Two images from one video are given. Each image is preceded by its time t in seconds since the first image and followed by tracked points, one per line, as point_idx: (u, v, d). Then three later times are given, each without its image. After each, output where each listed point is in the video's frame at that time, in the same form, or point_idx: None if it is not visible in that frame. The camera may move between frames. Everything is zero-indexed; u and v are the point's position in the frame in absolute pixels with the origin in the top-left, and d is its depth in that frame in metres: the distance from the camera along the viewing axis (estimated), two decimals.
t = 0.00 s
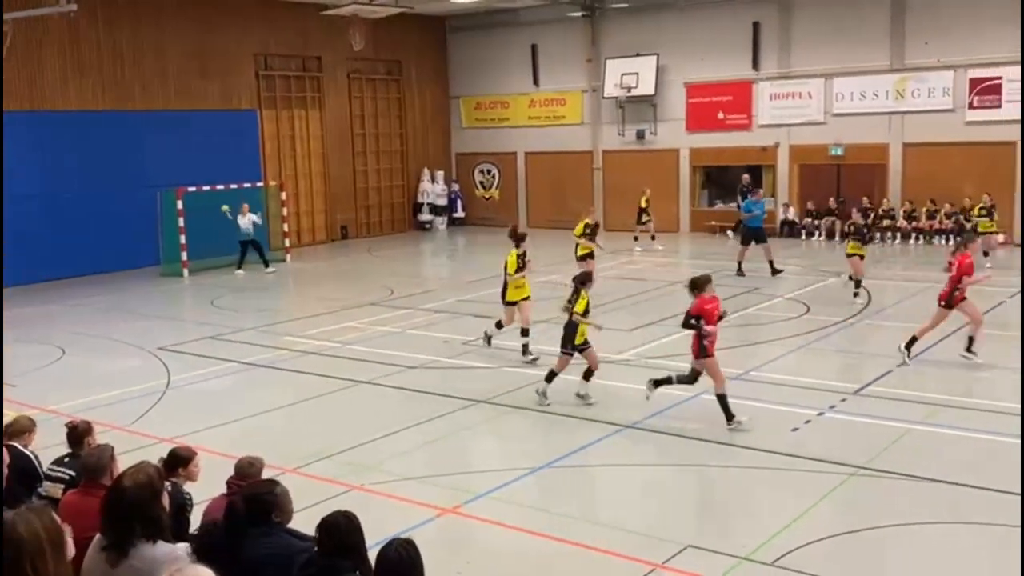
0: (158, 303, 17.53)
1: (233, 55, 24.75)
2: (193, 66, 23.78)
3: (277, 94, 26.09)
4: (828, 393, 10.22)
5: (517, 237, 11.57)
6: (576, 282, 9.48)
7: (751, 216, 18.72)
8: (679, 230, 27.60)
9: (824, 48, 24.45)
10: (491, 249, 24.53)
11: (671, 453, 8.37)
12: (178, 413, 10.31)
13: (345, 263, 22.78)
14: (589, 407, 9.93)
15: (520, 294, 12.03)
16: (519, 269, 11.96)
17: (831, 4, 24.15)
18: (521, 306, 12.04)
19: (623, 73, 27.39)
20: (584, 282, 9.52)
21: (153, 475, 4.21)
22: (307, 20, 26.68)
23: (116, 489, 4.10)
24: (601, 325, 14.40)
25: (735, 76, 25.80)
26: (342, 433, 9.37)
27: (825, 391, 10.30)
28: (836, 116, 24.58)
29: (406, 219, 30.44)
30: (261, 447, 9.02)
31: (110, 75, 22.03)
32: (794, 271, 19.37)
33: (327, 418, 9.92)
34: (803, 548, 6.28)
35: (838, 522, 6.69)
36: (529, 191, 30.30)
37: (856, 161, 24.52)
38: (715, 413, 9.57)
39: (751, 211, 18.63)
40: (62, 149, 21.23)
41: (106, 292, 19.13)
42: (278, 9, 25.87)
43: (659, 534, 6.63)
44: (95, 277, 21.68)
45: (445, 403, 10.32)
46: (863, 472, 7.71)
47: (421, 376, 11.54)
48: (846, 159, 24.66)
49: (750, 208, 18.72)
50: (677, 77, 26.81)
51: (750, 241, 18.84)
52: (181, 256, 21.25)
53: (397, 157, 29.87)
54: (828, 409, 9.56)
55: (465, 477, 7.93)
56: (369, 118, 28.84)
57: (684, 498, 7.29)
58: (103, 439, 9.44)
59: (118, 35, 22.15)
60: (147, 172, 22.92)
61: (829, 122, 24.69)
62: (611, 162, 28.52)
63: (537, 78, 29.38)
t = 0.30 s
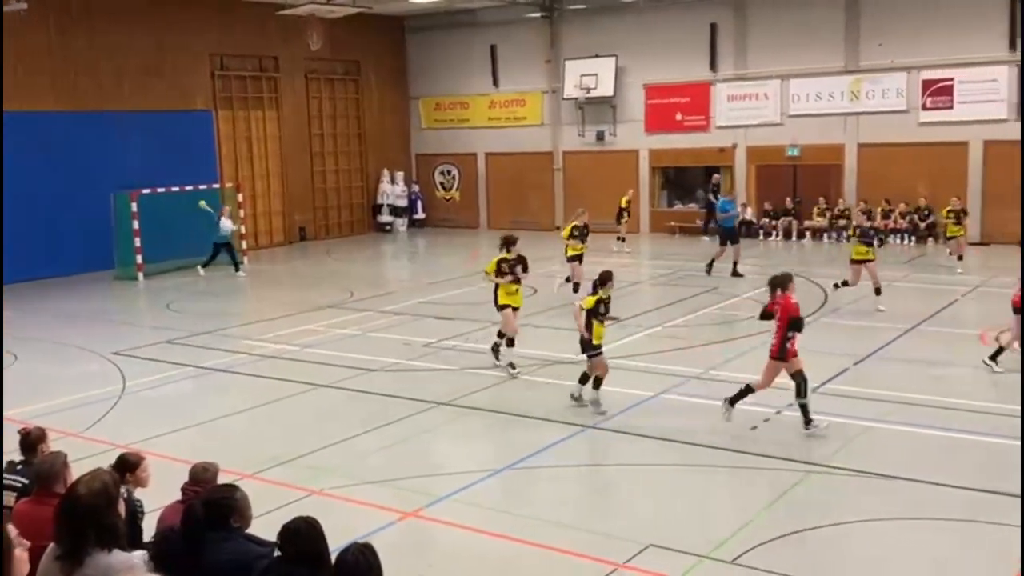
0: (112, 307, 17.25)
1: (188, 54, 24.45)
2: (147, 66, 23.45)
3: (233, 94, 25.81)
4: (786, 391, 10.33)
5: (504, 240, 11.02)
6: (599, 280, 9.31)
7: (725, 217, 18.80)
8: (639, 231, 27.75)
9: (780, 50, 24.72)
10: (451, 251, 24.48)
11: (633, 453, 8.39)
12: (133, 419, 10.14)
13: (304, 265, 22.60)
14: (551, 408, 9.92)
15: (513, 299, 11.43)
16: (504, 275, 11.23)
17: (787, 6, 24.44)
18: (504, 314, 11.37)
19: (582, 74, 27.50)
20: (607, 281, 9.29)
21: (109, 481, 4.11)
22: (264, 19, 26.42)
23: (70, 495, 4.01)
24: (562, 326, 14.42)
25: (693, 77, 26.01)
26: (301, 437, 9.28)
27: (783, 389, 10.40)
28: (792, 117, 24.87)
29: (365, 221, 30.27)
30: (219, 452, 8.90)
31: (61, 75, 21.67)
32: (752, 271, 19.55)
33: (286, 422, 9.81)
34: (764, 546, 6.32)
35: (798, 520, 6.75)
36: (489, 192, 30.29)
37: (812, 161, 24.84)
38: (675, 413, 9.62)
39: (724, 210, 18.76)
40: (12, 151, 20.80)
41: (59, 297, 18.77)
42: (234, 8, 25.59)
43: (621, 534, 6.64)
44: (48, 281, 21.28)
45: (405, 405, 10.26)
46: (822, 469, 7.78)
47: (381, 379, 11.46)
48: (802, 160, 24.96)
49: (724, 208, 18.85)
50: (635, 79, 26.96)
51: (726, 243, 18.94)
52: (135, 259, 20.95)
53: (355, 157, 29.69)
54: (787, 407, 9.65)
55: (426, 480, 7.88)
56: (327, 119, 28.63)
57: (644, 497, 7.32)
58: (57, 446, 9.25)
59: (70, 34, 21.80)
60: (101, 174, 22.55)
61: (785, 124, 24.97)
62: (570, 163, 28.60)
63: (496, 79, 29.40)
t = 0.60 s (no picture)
0: (62, 312, 16.94)
1: (139, 55, 24.12)
2: (96, 66, 23.08)
3: (185, 95, 25.49)
4: (742, 389, 10.46)
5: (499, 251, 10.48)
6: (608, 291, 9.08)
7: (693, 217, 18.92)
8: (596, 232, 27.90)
9: (733, 53, 25.01)
10: (408, 252, 24.41)
11: (591, 453, 8.44)
12: (85, 425, 9.97)
13: (259, 267, 22.38)
14: (510, 409, 9.95)
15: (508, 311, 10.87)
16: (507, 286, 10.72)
17: (740, 9, 24.74)
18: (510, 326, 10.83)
19: (539, 75, 27.62)
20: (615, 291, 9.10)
21: (60, 488, 4.05)
22: (216, 20, 26.13)
23: (19, 504, 3.95)
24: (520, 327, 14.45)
25: (649, 79, 26.21)
26: (258, 442, 9.20)
27: (738, 387, 10.54)
28: (745, 119, 25.17)
29: (321, 222, 30.08)
30: (174, 458, 8.80)
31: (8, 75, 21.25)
32: (708, 271, 19.76)
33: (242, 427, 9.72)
34: (721, 543, 6.40)
35: (754, 517, 6.84)
36: (446, 193, 30.26)
37: (765, 162, 25.16)
38: (633, 412, 9.69)
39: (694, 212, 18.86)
40: None
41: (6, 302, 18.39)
42: (186, 8, 25.30)
43: (580, 534, 6.67)
44: None
45: (363, 408, 10.22)
46: (778, 467, 7.89)
47: (339, 382, 11.39)
48: (756, 161, 25.27)
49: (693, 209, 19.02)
50: (591, 80, 27.10)
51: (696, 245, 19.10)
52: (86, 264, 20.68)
53: (311, 158, 29.47)
54: (742, 406, 9.77)
55: (385, 483, 7.86)
56: (281, 120, 28.38)
57: (603, 497, 7.37)
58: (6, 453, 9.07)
59: (17, 33, 21.38)
60: (51, 176, 22.10)
61: (739, 125, 25.26)
62: (528, 164, 28.68)
63: (453, 80, 29.40)
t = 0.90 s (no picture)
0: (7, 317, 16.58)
1: (87, 55, 23.73)
2: (41, 66, 22.66)
3: (134, 96, 25.12)
4: (696, 388, 10.56)
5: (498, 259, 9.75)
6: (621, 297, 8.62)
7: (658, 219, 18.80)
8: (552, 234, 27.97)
9: (686, 55, 25.23)
10: (362, 255, 24.27)
11: (548, 453, 8.46)
12: (32, 433, 9.78)
13: (211, 271, 22.12)
14: (466, 411, 9.94)
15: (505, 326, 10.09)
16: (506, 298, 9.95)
17: (692, 12, 24.98)
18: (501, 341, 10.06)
19: (493, 77, 27.63)
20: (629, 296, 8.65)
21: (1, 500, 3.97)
22: (166, 20, 25.79)
23: None
24: (476, 328, 14.44)
25: (603, 81, 26.34)
26: (211, 447, 9.08)
27: (693, 386, 10.64)
28: (697, 121, 25.40)
29: (274, 225, 29.81)
30: (125, 464, 8.66)
31: None
32: (662, 271, 19.91)
33: (194, 432, 9.59)
34: (676, 541, 6.46)
35: (708, 514, 6.91)
36: (401, 195, 30.16)
37: (717, 164, 25.43)
38: (588, 412, 9.74)
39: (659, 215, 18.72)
40: None
41: None
42: (135, 8, 24.94)
43: (537, 535, 6.69)
44: None
45: (317, 412, 10.15)
46: (732, 464, 7.98)
47: (294, 385, 11.30)
48: (708, 162, 25.51)
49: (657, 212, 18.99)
50: (545, 82, 27.18)
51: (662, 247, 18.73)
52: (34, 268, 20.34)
53: (263, 160, 29.18)
54: (697, 404, 9.87)
55: (341, 487, 7.81)
56: (233, 121, 28.08)
57: (559, 497, 7.40)
58: None
59: None
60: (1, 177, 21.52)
61: (692, 127, 25.48)
62: (483, 166, 28.68)
63: (407, 82, 29.31)
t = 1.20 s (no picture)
0: None
1: (33, 55, 23.26)
2: None
3: (83, 97, 24.68)
4: (652, 387, 10.63)
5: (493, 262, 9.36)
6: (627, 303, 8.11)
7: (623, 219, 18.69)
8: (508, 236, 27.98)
9: (640, 57, 25.41)
10: (317, 257, 24.09)
11: (505, 455, 8.46)
12: None
13: (163, 274, 21.80)
14: (424, 414, 9.90)
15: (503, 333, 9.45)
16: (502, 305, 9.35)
17: (645, 14, 25.15)
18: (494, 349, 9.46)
19: (448, 78, 27.58)
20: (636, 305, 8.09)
21: None
22: (115, 20, 25.38)
23: None
24: (432, 330, 14.39)
25: (558, 83, 26.43)
26: (163, 453, 8.94)
27: (649, 385, 10.71)
28: (651, 122, 25.60)
29: (227, 227, 29.47)
30: (75, 472, 8.49)
31: None
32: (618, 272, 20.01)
33: (146, 438, 9.44)
34: (633, 540, 6.49)
35: (664, 513, 6.96)
36: (356, 197, 30.00)
37: (671, 165, 25.64)
38: (545, 413, 9.76)
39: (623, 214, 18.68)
40: None
41: None
42: (83, 8, 24.51)
43: (495, 536, 6.68)
44: None
45: (272, 416, 10.04)
46: (687, 463, 8.05)
47: (250, 390, 11.17)
48: (662, 164, 25.71)
49: (621, 213, 18.92)
50: (501, 83, 27.20)
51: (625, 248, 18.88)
52: None
53: (215, 161, 28.84)
54: (653, 403, 9.94)
55: (297, 492, 7.74)
56: (185, 122, 27.71)
57: (516, 499, 7.39)
58: None
59: None
60: None
61: (646, 129, 25.67)
62: (438, 167, 28.61)
63: (362, 83, 29.16)
